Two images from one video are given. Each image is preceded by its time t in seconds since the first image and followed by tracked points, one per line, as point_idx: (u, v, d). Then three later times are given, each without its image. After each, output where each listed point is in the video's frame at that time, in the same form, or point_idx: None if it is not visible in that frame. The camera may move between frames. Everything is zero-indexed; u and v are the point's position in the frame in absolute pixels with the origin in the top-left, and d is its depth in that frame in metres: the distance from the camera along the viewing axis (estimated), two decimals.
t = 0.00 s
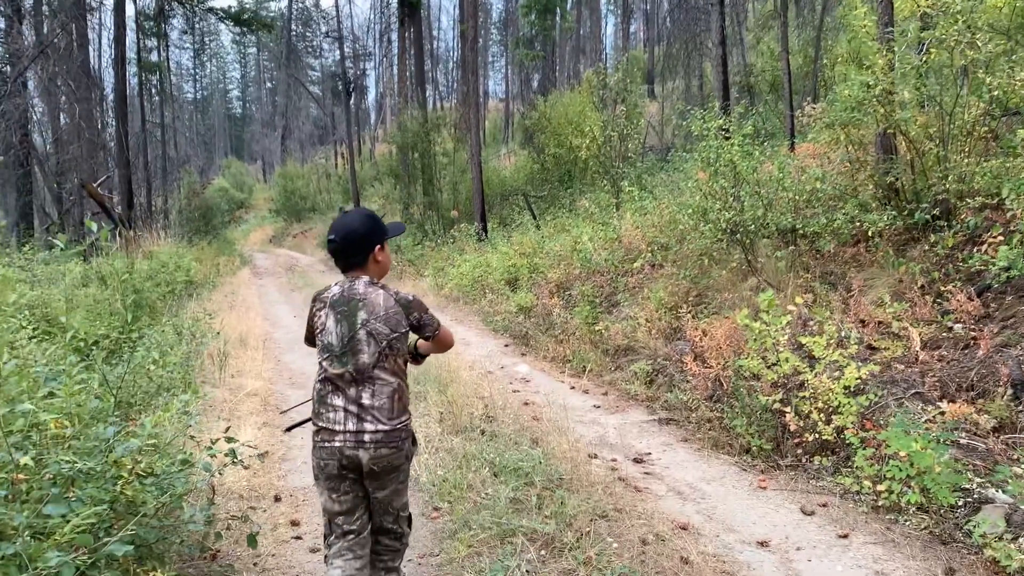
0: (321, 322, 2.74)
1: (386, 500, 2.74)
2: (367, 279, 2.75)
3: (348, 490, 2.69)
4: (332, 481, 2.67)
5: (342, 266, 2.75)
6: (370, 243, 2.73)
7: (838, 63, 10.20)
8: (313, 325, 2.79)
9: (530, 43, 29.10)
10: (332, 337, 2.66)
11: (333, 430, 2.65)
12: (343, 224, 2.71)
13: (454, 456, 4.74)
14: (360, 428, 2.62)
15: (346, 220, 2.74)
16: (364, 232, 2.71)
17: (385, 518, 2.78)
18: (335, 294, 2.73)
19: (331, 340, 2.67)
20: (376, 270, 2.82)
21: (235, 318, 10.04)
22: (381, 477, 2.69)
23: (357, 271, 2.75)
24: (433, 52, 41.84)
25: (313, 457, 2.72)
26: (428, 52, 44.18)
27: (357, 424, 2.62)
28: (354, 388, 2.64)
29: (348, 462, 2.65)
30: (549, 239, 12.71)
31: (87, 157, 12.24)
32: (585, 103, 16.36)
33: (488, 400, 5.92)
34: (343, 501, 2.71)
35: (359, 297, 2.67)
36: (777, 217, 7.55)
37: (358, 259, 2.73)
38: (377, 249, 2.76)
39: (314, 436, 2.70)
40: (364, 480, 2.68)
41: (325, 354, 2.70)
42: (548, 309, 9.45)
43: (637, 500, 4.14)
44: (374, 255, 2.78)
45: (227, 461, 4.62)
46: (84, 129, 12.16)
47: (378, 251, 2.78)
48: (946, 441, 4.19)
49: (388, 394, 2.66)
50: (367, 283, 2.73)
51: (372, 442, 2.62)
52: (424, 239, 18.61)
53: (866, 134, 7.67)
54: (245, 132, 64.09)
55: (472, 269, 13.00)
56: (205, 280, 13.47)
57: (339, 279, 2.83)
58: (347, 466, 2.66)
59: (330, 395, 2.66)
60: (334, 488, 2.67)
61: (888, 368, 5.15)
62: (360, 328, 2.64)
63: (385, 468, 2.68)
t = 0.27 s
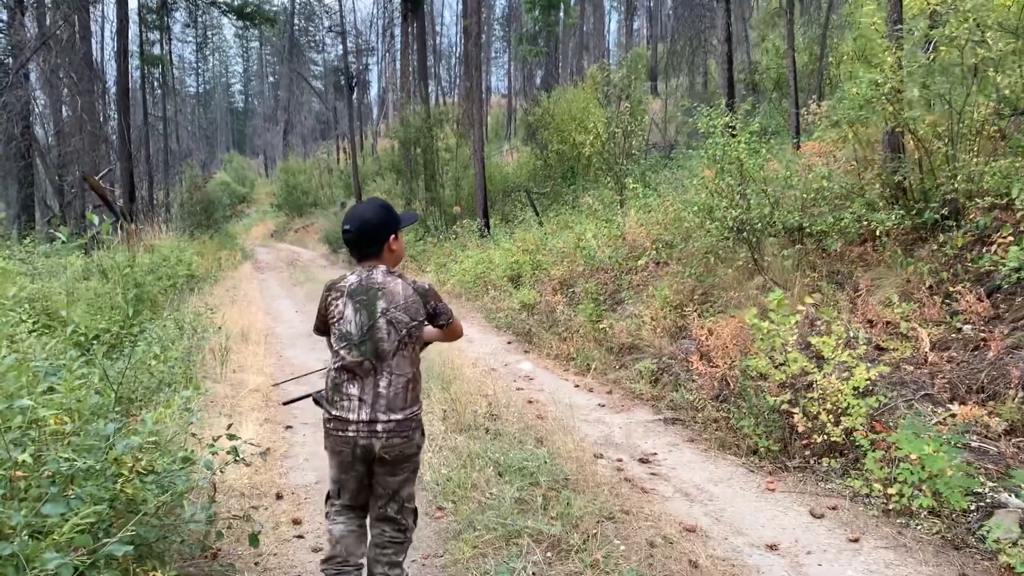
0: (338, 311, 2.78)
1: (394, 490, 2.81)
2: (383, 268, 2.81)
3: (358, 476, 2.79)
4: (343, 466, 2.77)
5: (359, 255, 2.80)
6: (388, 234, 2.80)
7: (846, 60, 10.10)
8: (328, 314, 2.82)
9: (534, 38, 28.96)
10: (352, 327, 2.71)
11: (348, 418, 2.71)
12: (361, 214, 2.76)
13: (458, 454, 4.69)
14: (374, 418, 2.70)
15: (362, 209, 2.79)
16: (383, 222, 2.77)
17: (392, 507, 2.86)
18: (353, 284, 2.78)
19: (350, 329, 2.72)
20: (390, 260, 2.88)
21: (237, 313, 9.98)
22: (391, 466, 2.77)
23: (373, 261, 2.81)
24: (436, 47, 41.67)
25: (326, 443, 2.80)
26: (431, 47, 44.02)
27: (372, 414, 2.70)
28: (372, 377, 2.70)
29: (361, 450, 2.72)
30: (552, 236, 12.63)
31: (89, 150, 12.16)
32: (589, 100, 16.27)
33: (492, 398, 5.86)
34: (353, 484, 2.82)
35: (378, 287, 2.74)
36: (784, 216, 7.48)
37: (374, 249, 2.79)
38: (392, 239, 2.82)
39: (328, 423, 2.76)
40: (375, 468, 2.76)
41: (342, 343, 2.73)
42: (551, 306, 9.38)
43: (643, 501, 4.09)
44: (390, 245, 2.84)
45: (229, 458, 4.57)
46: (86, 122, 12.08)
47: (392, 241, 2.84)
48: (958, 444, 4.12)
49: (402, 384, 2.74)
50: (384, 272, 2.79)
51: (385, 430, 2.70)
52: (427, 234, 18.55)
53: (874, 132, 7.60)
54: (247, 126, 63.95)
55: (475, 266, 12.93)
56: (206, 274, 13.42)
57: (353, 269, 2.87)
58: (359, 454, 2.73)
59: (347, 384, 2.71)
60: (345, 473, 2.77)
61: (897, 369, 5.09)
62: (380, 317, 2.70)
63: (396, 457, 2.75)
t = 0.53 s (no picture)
0: (340, 318, 2.72)
1: (397, 496, 2.73)
2: (385, 274, 2.74)
3: (360, 481, 2.72)
4: (345, 471, 2.69)
5: (360, 262, 2.74)
6: (390, 239, 2.73)
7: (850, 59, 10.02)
8: (330, 321, 2.76)
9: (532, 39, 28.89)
10: (354, 333, 2.65)
11: (350, 423, 2.64)
12: (362, 220, 2.70)
13: (464, 462, 4.60)
14: (377, 422, 2.62)
15: (363, 215, 2.73)
16: (385, 228, 2.71)
17: (395, 514, 2.76)
18: (355, 290, 2.72)
19: (352, 335, 2.66)
20: (393, 266, 2.82)
21: (237, 316, 9.88)
22: (394, 472, 2.69)
23: (374, 267, 2.73)
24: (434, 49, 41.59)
25: (329, 451, 2.73)
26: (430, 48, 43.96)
27: (373, 418, 2.62)
28: (373, 383, 2.63)
29: (363, 456, 2.64)
30: (554, 237, 12.55)
31: (87, 153, 12.06)
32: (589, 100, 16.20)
33: (497, 403, 5.77)
34: (355, 489, 2.75)
35: (380, 292, 2.67)
36: (791, 217, 7.40)
37: (374, 255, 2.71)
38: (394, 245, 2.75)
39: (331, 430, 2.69)
40: (378, 473, 2.68)
41: (345, 350, 2.67)
42: (555, 308, 9.29)
43: (656, 508, 4.01)
44: (392, 251, 2.77)
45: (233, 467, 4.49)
46: (85, 125, 11.98)
47: (394, 247, 2.78)
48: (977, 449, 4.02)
49: (405, 389, 2.66)
50: (387, 278, 2.73)
51: (387, 435, 2.62)
52: (426, 236, 18.47)
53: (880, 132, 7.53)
54: (245, 128, 63.84)
55: (476, 267, 12.85)
56: (206, 277, 13.32)
57: (355, 276, 2.81)
58: (361, 460, 2.65)
59: (348, 390, 2.64)
60: (347, 479, 2.70)
61: (910, 372, 5.00)
62: (382, 323, 2.64)
63: (399, 463, 2.67)
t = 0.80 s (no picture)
0: (320, 326, 2.67)
1: (391, 505, 2.61)
2: (364, 280, 2.68)
3: (353, 492, 2.63)
4: (336, 482, 2.62)
5: (338, 269, 2.68)
6: (368, 245, 2.67)
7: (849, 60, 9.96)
8: (312, 330, 2.72)
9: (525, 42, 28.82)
10: (334, 340, 2.59)
11: (335, 432, 2.57)
12: (339, 227, 2.63)
13: (472, 475, 4.47)
14: (362, 429, 2.54)
15: (340, 222, 2.67)
16: (361, 234, 2.64)
17: (392, 525, 2.64)
18: (333, 297, 2.66)
19: (332, 343, 2.60)
20: (373, 272, 2.76)
21: (232, 325, 9.71)
22: (385, 480, 2.59)
23: (354, 273, 2.67)
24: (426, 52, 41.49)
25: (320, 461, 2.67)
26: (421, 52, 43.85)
27: (358, 425, 2.54)
28: (356, 390, 2.56)
29: (351, 464, 2.56)
30: (552, 240, 12.44)
31: (77, 162, 11.87)
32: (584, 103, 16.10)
33: (502, 412, 5.64)
34: (349, 501, 2.66)
35: (358, 298, 2.60)
36: (795, 218, 7.30)
37: (354, 262, 2.65)
38: (373, 250, 2.69)
39: (318, 439, 2.63)
40: (369, 482, 2.59)
41: (326, 358, 2.62)
42: (556, 313, 9.16)
43: (669, 522, 3.90)
44: (371, 256, 2.71)
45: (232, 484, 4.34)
46: (76, 133, 11.80)
47: (373, 252, 2.71)
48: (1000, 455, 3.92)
49: (390, 395, 2.57)
50: (365, 284, 2.66)
51: (373, 441, 2.53)
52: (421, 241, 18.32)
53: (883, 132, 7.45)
54: (236, 134, 63.53)
55: (473, 272, 12.72)
56: (199, 285, 13.13)
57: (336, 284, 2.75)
58: (350, 469, 2.57)
59: (332, 398, 2.58)
60: (338, 489, 2.61)
61: (926, 376, 4.90)
62: (361, 329, 2.57)
63: (389, 470, 2.57)
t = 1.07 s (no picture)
0: (299, 328, 2.58)
1: (381, 500, 2.58)
2: (340, 278, 2.60)
3: (342, 492, 2.56)
4: (325, 483, 2.54)
5: (312, 269, 2.58)
6: (343, 241, 2.58)
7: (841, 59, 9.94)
8: (290, 332, 2.63)
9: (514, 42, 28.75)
10: (314, 341, 2.51)
11: (323, 432, 2.50)
12: (312, 225, 2.53)
13: (472, 481, 4.36)
14: (351, 427, 2.48)
15: (313, 220, 2.57)
16: (335, 230, 2.55)
17: (382, 518, 2.62)
18: (309, 298, 2.57)
19: (313, 344, 2.52)
20: (348, 270, 2.67)
21: (221, 328, 9.54)
22: (374, 476, 2.54)
23: (329, 272, 2.59)
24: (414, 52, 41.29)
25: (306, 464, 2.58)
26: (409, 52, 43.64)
27: (347, 424, 2.48)
28: (341, 389, 2.49)
29: (341, 464, 2.49)
30: (544, 241, 12.35)
31: (63, 162, 11.66)
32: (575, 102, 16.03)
33: (499, 416, 5.55)
34: (339, 502, 2.57)
35: (335, 297, 2.52)
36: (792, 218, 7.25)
37: (330, 260, 2.56)
38: (348, 247, 2.61)
39: (305, 442, 2.55)
40: (360, 481, 2.53)
41: (307, 359, 2.54)
42: (550, 314, 9.07)
43: (675, 528, 3.81)
44: (346, 254, 2.62)
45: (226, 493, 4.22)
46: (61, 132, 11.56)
47: (348, 249, 2.62)
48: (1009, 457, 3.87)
49: (376, 392, 2.51)
50: (341, 282, 2.58)
51: (364, 440, 2.48)
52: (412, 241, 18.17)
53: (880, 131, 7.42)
54: (222, 135, 63.02)
55: (465, 273, 12.61)
56: (187, 287, 12.92)
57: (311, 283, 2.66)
58: (340, 468, 2.51)
59: (318, 399, 2.51)
60: (328, 491, 2.54)
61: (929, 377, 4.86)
62: (341, 328, 2.49)
63: (379, 467, 2.52)
